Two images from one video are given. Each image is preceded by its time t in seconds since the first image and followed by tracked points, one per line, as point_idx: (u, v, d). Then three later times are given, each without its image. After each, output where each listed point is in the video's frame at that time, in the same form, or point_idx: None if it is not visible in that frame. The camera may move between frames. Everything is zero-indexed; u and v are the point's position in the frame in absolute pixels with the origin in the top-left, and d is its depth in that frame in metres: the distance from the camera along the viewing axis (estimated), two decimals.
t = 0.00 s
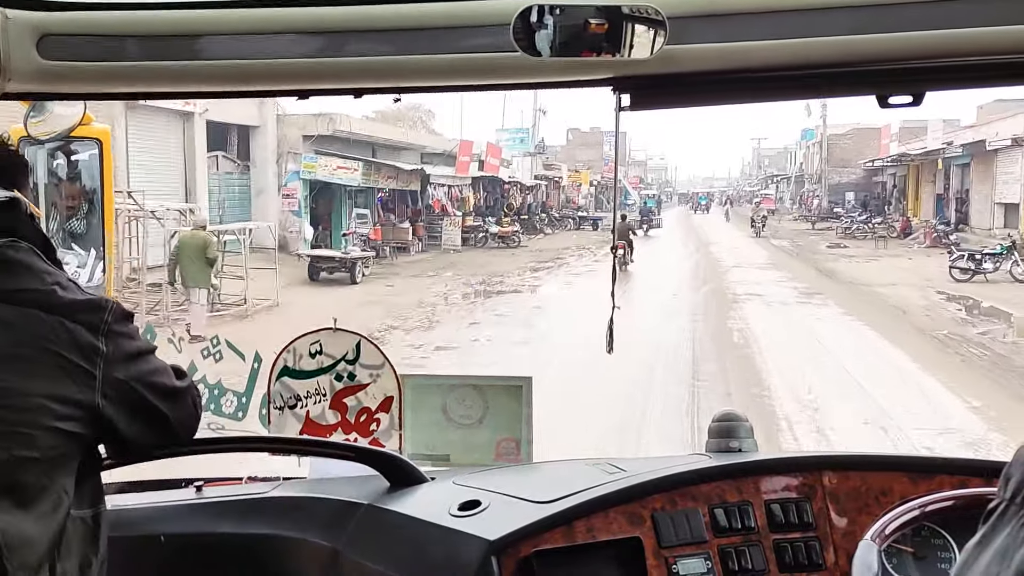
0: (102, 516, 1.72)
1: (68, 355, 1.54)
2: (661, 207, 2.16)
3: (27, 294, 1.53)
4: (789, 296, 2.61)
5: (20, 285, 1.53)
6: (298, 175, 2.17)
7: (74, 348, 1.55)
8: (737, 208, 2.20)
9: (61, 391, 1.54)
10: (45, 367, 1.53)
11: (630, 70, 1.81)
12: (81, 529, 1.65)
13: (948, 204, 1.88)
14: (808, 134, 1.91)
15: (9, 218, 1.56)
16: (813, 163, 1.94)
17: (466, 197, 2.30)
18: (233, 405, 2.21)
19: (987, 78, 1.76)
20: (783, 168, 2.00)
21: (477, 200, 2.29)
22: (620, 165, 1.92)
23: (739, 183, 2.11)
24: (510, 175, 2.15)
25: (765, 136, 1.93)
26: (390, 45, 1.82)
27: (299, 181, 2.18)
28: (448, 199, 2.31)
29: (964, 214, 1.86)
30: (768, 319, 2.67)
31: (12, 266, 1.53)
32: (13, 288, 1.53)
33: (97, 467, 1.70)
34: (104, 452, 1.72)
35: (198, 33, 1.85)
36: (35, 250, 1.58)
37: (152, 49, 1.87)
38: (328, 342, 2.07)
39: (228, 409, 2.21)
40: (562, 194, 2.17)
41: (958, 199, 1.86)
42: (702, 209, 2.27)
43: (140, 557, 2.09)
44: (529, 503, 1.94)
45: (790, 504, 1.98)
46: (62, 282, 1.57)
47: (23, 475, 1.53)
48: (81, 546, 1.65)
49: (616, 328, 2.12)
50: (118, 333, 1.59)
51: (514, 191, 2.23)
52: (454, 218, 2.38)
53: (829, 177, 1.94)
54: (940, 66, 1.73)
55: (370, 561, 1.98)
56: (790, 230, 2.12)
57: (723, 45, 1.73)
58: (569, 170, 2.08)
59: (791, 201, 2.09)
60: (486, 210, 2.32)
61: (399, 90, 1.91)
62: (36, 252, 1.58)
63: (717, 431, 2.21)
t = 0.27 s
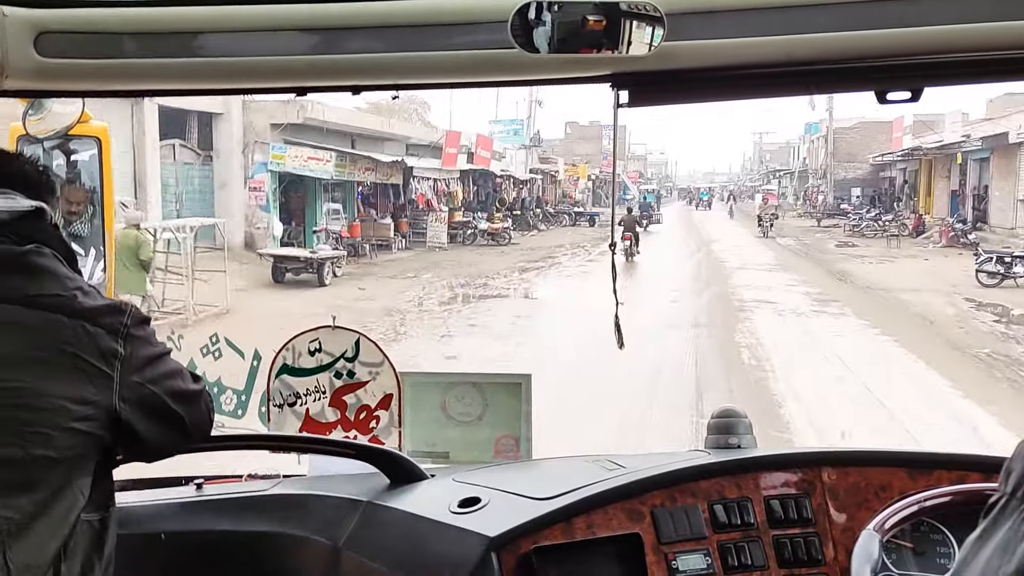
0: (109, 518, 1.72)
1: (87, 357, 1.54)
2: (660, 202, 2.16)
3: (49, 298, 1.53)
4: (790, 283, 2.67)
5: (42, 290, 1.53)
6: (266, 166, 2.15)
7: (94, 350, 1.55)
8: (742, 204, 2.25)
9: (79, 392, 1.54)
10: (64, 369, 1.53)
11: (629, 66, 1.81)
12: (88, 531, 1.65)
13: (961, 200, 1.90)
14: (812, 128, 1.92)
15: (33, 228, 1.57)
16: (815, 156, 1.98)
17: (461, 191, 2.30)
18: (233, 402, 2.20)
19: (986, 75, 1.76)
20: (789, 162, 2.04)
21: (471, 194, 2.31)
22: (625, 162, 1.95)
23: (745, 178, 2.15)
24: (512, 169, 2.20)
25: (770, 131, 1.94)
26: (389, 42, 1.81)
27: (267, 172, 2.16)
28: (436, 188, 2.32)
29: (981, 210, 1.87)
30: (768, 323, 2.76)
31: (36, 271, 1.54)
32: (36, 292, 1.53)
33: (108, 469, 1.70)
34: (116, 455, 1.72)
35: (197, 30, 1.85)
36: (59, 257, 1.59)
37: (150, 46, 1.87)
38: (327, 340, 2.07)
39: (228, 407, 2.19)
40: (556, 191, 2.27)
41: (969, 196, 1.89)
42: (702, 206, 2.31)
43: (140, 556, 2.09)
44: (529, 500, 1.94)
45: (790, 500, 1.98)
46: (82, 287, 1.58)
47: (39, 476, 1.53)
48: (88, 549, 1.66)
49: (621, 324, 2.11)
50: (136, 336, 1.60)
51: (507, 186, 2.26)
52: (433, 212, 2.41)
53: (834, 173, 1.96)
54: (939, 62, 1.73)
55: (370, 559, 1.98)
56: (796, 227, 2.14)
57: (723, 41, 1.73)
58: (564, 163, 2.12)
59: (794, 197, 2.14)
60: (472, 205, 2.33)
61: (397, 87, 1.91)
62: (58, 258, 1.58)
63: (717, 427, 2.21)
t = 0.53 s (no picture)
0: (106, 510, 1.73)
1: (89, 356, 1.54)
2: (659, 198, 2.16)
3: (51, 296, 1.53)
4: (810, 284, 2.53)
5: (44, 288, 1.53)
6: (228, 158, 2.07)
7: (95, 349, 1.55)
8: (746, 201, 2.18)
9: (81, 391, 1.54)
10: (65, 368, 1.53)
11: (627, 62, 1.81)
12: (82, 523, 1.67)
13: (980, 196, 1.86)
14: (817, 122, 1.90)
15: (36, 224, 1.56)
16: (821, 151, 1.92)
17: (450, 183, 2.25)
18: (233, 398, 2.19)
19: (984, 69, 1.76)
20: (793, 157, 1.98)
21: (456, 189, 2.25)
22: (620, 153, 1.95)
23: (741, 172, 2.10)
24: (509, 163, 2.17)
25: (771, 125, 1.93)
26: (387, 37, 1.81)
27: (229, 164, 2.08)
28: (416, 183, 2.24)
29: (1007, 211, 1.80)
30: (781, 329, 2.58)
31: (39, 269, 1.53)
32: (39, 290, 1.52)
33: (107, 463, 1.71)
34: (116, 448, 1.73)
35: (195, 26, 1.85)
36: (61, 254, 1.59)
37: (150, 43, 1.87)
38: (327, 335, 2.07)
39: (227, 402, 2.19)
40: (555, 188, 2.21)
41: (988, 194, 1.84)
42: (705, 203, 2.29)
43: (142, 550, 2.11)
44: (528, 494, 1.95)
45: (789, 494, 1.99)
46: (85, 284, 1.58)
47: (40, 474, 1.53)
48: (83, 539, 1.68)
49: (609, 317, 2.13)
50: (137, 334, 1.60)
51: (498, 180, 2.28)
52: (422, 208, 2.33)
53: (841, 168, 1.90)
54: (938, 57, 1.73)
55: (370, 553, 1.98)
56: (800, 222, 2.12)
57: (720, 35, 1.74)
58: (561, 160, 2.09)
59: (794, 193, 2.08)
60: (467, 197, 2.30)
61: (396, 83, 1.91)
62: (60, 256, 1.58)
63: (715, 422, 2.21)
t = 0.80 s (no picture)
0: (95, 502, 1.73)
1: (79, 349, 1.54)
2: (658, 195, 2.15)
3: (41, 289, 1.53)
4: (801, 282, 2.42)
5: (34, 281, 1.53)
6: (181, 153, 2.01)
7: (85, 342, 1.55)
8: (749, 200, 2.18)
9: (70, 384, 1.54)
10: (55, 361, 1.53)
11: (625, 59, 1.81)
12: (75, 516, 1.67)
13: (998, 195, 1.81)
14: (821, 118, 1.92)
15: (24, 219, 1.56)
16: (824, 148, 1.91)
17: (437, 181, 2.15)
18: (227, 393, 2.18)
19: (982, 69, 1.76)
20: (795, 156, 1.97)
21: (446, 187, 2.15)
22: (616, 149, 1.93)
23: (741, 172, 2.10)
24: (504, 159, 2.11)
25: (772, 122, 1.95)
26: (385, 32, 1.81)
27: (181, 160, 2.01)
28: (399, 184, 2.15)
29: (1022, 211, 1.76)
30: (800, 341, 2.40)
31: (28, 262, 1.53)
32: (28, 283, 1.53)
33: (96, 455, 1.71)
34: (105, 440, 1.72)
35: (191, 20, 1.85)
36: (51, 248, 1.59)
37: (147, 36, 1.87)
38: (322, 330, 2.08)
39: (222, 396, 2.18)
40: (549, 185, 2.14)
41: (1009, 193, 1.79)
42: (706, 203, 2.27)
43: (136, 542, 2.13)
44: (523, 491, 1.95)
45: (782, 493, 1.99)
46: (75, 277, 1.58)
47: (28, 466, 1.53)
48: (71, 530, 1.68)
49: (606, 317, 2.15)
50: (128, 327, 1.59)
51: (485, 170, 2.12)
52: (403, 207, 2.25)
53: (847, 166, 1.88)
54: (937, 57, 1.73)
55: (364, 548, 1.99)
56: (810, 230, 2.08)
57: (719, 34, 1.73)
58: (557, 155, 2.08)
59: (796, 192, 2.07)
60: (453, 197, 2.15)
61: (393, 79, 1.91)
62: (50, 248, 1.58)
63: (709, 421, 2.21)
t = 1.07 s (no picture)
0: (92, 502, 1.72)
1: (76, 349, 1.54)
2: (659, 195, 2.14)
3: (39, 289, 1.53)
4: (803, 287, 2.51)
5: (32, 281, 1.53)
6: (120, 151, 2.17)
7: (82, 342, 1.54)
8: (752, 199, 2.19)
9: (67, 384, 1.54)
10: (53, 361, 1.53)
11: (624, 61, 1.81)
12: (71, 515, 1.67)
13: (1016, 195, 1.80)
14: (825, 118, 1.91)
15: (22, 217, 1.55)
16: (828, 148, 1.94)
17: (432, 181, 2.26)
18: (225, 392, 2.20)
19: (982, 74, 1.76)
20: (797, 156, 2.02)
21: (436, 188, 2.26)
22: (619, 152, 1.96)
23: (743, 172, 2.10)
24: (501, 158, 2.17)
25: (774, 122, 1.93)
26: (383, 32, 1.81)
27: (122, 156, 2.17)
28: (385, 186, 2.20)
29: None
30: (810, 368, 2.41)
31: (26, 262, 1.53)
32: (27, 283, 1.52)
33: (95, 454, 1.70)
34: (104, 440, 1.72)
35: (189, 19, 1.84)
36: (49, 247, 1.58)
37: (145, 35, 1.86)
38: (320, 330, 2.07)
39: (218, 396, 2.19)
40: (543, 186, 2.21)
41: None
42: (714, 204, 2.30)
43: (135, 540, 2.13)
44: (519, 492, 1.95)
45: (779, 496, 1.99)
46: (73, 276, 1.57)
47: (25, 466, 1.54)
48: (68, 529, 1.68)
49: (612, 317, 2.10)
50: (125, 328, 1.58)
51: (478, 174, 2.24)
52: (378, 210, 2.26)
53: (853, 166, 1.90)
54: (936, 61, 1.73)
55: (360, 549, 1.99)
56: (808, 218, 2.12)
57: (718, 36, 1.73)
58: (556, 154, 2.09)
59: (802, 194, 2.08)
60: (442, 198, 2.28)
61: (392, 79, 1.91)
62: (48, 248, 1.58)
63: (706, 422, 2.21)
